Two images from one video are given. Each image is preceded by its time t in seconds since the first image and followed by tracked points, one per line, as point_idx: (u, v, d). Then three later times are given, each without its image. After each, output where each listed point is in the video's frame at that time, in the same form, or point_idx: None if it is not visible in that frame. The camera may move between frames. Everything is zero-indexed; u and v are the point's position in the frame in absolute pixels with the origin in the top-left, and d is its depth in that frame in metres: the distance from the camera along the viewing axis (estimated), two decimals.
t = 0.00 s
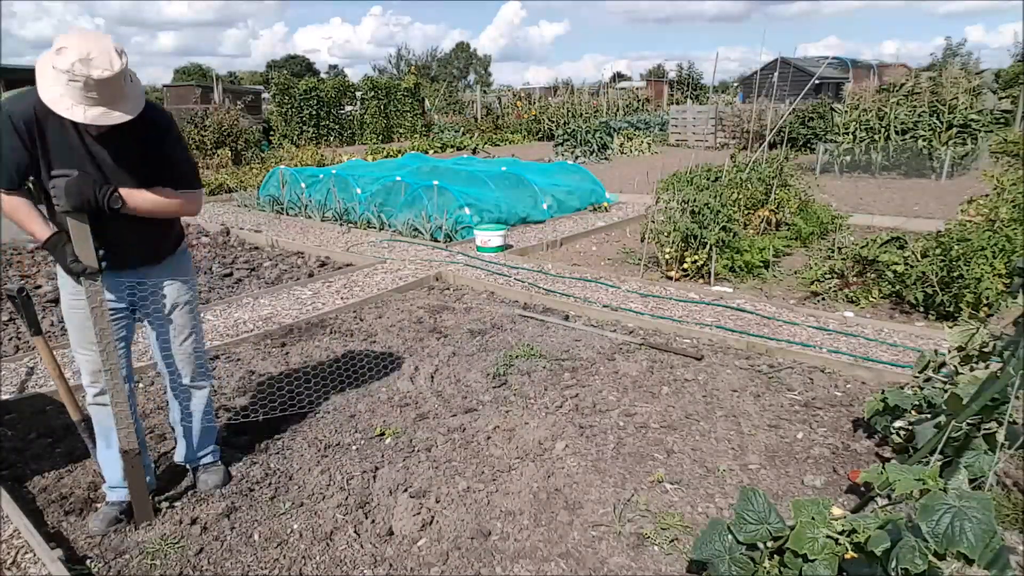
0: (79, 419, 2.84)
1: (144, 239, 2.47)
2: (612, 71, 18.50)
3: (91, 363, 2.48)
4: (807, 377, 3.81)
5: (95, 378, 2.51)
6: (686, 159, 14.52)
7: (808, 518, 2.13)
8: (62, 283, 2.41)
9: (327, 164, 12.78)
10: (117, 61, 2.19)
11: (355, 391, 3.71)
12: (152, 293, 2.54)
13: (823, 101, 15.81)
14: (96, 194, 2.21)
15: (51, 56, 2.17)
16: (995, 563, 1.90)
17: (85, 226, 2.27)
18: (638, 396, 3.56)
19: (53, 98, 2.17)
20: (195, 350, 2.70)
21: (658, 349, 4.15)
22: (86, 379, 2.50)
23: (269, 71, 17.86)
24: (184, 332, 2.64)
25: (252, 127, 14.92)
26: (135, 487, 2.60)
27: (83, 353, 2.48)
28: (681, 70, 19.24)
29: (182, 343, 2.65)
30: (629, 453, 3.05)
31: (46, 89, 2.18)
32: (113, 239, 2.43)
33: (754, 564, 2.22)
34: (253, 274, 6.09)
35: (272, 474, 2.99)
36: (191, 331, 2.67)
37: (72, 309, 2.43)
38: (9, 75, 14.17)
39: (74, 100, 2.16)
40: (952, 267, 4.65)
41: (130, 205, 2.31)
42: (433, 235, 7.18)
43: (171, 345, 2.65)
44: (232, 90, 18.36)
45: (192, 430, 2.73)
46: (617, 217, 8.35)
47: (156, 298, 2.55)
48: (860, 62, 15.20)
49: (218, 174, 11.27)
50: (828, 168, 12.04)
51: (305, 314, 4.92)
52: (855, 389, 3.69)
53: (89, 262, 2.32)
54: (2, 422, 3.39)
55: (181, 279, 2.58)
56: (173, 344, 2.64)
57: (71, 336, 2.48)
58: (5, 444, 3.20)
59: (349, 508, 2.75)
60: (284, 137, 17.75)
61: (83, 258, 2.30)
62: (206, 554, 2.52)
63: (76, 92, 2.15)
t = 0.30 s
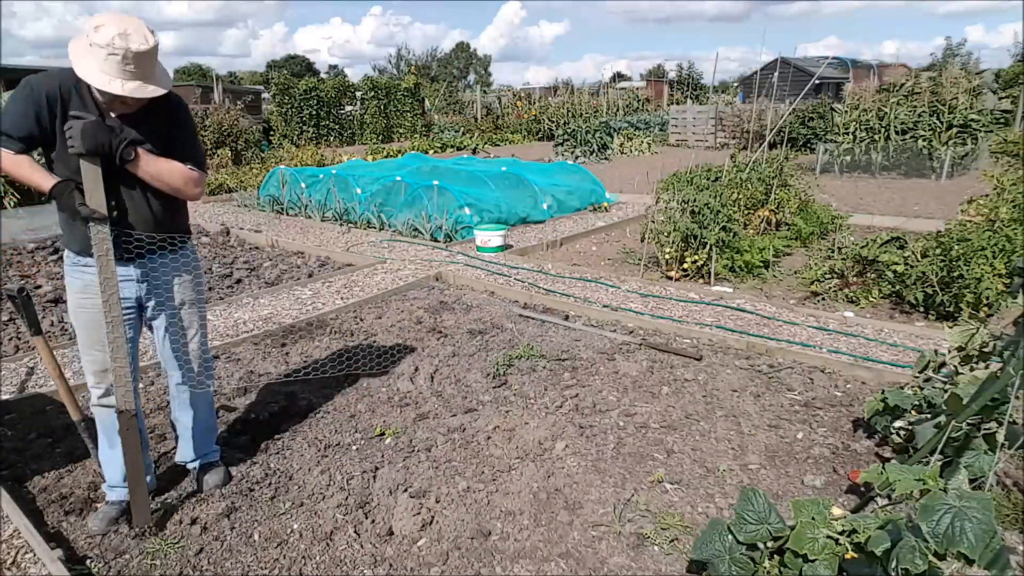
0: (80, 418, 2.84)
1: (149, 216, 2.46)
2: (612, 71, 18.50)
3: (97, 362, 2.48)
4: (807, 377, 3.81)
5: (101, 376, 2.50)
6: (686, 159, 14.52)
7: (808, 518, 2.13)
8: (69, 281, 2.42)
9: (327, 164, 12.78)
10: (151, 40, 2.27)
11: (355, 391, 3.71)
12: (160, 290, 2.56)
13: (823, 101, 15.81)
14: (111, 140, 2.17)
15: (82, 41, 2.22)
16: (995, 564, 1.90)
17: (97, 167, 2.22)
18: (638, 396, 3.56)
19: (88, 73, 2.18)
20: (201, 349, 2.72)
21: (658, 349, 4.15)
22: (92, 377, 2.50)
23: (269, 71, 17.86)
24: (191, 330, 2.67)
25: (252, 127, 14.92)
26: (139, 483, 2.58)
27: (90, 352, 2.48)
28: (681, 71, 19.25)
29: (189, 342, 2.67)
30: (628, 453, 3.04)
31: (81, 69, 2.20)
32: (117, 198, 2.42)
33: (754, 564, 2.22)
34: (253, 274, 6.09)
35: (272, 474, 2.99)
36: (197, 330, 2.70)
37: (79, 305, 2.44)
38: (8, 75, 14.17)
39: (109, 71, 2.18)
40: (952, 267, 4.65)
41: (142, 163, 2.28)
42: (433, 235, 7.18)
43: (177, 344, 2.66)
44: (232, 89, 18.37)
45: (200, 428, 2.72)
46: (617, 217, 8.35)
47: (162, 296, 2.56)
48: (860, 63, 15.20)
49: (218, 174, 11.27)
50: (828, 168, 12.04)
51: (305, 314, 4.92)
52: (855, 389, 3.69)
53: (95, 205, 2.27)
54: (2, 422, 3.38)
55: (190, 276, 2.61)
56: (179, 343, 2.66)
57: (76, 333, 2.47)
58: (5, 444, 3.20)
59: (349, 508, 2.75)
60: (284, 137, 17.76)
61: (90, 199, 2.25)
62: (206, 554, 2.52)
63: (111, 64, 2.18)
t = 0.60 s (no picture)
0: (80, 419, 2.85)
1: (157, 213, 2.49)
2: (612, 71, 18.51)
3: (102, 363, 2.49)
4: (807, 377, 3.81)
5: (106, 377, 2.50)
6: (686, 159, 14.52)
7: (808, 518, 2.13)
8: (76, 280, 2.43)
9: (327, 164, 12.79)
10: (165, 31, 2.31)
11: (356, 391, 3.70)
12: (167, 289, 2.58)
13: (823, 102, 15.81)
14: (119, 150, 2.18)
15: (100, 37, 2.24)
16: (995, 564, 1.90)
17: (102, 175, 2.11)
18: (638, 396, 3.56)
19: (107, 67, 2.20)
20: (204, 350, 2.74)
21: (659, 349, 4.15)
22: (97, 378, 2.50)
23: (269, 71, 17.87)
24: (196, 330, 2.68)
25: (252, 127, 14.92)
26: (156, 481, 2.06)
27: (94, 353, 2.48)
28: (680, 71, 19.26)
29: (194, 343, 2.69)
30: (628, 453, 3.04)
31: (98, 63, 2.22)
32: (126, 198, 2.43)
33: (754, 564, 2.22)
34: (253, 274, 6.09)
35: (271, 474, 2.99)
36: (201, 331, 2.71)
37: (84, 303, 2.44)
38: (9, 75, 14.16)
39: (128, 62, 2.20)
40: (952, 266, 4.65)
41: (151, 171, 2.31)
42: (433, 235, 7.18)
43: (182, 345, 2.68)
44: (232, 89, 18.36)
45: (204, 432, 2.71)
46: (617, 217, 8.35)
47: (167, 296, 2.58)
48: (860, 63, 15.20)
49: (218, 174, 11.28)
50: (828, 168, 12.04)
51: (305, 314, 4.92)
52: (855, 389, 3.69)
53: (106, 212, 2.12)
54: (2, 422, 3.38)
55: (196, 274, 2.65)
56: (183, 345, 2.67)
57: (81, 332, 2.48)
58: (5, 444, 3.19)
59: (349, 508, 2.75)
60: (284, 137, 17.77)
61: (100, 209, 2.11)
62: (206, 554, 2.52)
63: (131, 55, 2.20)
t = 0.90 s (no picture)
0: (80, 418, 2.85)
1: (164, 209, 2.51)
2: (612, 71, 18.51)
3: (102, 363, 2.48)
4: (807, 377, 3.81)
5: (106, 380, 2.50)
6: (686, 159, 14.52)
7: (808, 518, 2.13)
8: (82, 280, 2.46)
9: (327, 164, 12.79)
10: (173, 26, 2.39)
11: (355, 391, 3.70)
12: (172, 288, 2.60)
13: (823, 102, 15.80)
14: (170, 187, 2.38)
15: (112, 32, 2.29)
16: (995, 563, 1.90)
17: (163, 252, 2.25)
18: (638, 396, 3.56)
19: (121, 58, 2.24)
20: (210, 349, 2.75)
21: (659, 349, 4.15)
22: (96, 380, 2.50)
23: (269, 71, 17.87)
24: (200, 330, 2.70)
25: (252, 127, 14.91)
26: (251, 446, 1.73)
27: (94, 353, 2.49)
28: (680, 71, 19.27)
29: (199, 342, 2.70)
30: (629, 453, 3.04)
31: (111, 55, 2.26)
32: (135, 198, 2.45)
33: (754, 564, 2.22)
34: (253, 274, 6.10)
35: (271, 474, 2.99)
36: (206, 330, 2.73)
37: (88, 302, 2.47)
38: (9, 75, 14.16)
39: (141, 53, 2.25)
40: (952, 266, 4.65)
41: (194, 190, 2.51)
42: (433, 235, 7.19)
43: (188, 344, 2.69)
44: (232, 89, 18.36)
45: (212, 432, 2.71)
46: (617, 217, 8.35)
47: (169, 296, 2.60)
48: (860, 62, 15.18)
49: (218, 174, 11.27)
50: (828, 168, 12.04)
51: (305, 314, 4.92)
52: (855, 389, 3.69)
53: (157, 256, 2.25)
54: (3, 422, 3.38)
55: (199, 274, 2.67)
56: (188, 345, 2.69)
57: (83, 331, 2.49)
58: (5, 444, 3.19)
59: (348, 508, 2.75)
60: (284, 137, 17.77)
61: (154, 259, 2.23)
62: (206, 554, 2.52)
63: (146, 45, 2.25)
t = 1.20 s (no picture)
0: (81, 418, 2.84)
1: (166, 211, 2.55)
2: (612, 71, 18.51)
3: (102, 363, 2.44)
4: (807, 377, 3.81)
5: (113, 382, 2.46)
6: (686, 159, 14.52)
7: (808, 518, 2.13)
8: (81, 276, 2.45)
9: (327, 164, 12.79)
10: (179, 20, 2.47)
11: (355, 390, 3.70)
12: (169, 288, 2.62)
13: (823, 102, 15.80)
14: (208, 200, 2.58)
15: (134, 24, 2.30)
16: (995, 563, 1.90)
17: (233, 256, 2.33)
18: (638, 396, 3.56)
19: (159, 53, 2.30)
20: (212, 353, 2.76)
21: (659, 349, 4.15)
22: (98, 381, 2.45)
23: (269, 71, 17.87)
24: (202, 333, 2.73)
25: (252, 127, 14.91)
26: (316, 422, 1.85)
27: (95, 350, 2.45)
28: (680, 71, 19.27)
29: (201, 345, 2.72)
30: (629, 453, 3.04)
31: (142, 49, 2.30)
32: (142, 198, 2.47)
33: (754, 564, 2.22)
34: (253, 274, 6.10)
35: (272, 474, 2.99)
36: (206, 334, 2.75)
37: (87, 298, 2.45)
38: (9, 75, 14.17)
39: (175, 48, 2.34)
40: (953, 267, 4.65)
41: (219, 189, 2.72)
42: (433, 235, 7.19)
43: (189, 347, 2.70)
44: (232, 89, 18.36)
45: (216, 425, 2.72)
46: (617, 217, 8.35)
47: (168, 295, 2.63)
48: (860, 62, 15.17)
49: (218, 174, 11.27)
50: (828, 168, 12.04)
51: (305, 313, 4.92)
52: (855, 389, 3.69)
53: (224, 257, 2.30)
54: (3, 422, 3.38)
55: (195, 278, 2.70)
56: (190, 347, 2.70)
57: (82, 330, 2.46)
58: (5, 444, 3.19)
59: (349, 508, 2.75)
60: (284, 137, 17.77)
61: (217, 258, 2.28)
62: (206, 554, 2.52)
63: (176, 40, 2.35)
